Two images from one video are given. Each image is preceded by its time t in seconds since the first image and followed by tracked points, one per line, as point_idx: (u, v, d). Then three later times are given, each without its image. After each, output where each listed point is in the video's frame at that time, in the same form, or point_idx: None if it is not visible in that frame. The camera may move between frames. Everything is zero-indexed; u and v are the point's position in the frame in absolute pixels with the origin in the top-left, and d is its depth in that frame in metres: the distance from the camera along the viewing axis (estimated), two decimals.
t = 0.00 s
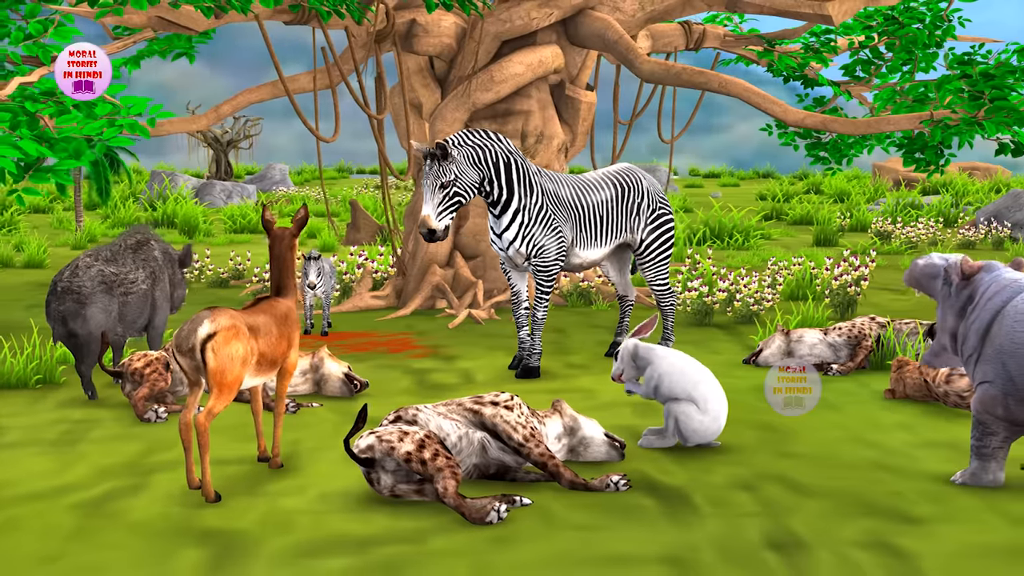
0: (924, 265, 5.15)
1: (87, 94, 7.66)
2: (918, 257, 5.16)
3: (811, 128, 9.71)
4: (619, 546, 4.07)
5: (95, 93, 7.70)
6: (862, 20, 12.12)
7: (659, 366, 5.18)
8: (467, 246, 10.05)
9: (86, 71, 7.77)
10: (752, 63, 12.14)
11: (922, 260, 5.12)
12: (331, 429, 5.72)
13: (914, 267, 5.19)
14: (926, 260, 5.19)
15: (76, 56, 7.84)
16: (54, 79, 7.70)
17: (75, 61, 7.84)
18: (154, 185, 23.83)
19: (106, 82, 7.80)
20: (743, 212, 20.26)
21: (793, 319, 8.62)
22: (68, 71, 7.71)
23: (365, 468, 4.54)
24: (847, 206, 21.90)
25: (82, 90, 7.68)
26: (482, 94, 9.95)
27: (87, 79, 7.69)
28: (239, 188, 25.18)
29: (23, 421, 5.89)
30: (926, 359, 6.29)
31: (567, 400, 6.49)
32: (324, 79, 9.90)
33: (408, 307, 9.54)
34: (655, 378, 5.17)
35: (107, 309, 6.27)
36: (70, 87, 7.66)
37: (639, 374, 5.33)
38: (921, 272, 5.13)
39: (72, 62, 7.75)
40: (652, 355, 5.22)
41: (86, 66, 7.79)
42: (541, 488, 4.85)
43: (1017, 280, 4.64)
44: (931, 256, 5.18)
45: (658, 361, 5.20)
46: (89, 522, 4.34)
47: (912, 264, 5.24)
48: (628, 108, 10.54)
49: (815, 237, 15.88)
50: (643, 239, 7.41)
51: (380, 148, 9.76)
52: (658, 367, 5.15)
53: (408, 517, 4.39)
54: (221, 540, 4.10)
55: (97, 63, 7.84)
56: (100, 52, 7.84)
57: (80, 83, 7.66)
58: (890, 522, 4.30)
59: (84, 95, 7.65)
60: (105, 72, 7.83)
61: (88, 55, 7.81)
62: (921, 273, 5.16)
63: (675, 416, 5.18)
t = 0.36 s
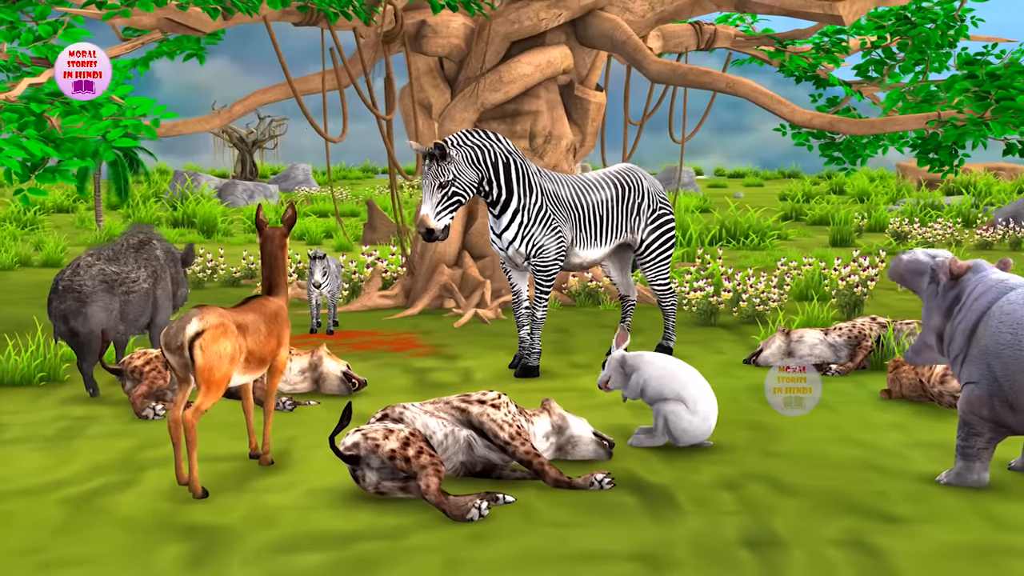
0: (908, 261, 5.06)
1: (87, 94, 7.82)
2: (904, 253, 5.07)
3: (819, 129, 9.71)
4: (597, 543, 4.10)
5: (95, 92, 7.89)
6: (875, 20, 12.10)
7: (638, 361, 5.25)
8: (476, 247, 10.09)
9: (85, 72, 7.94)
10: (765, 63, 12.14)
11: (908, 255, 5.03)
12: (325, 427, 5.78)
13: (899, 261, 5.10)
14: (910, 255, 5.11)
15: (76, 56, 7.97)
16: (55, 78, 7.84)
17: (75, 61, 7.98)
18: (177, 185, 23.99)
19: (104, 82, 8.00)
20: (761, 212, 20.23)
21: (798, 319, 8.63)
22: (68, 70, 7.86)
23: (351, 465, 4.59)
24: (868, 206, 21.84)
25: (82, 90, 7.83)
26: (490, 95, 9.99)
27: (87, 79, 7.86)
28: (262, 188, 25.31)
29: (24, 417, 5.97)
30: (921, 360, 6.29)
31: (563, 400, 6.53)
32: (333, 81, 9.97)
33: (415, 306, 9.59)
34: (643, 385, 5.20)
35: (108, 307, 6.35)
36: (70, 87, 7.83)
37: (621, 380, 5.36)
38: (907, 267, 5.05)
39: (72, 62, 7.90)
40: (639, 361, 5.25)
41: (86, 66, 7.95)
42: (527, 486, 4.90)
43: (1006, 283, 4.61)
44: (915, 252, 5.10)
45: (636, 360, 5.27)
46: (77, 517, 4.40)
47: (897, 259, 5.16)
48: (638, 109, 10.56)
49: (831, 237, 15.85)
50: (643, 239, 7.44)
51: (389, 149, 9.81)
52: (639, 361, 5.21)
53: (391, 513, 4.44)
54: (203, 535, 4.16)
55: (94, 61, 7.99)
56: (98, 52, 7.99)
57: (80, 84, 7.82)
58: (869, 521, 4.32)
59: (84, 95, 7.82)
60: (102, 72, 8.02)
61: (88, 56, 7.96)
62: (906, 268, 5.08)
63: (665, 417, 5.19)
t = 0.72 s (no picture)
0: (875, 252, 4.90)
1: (86, 94, 7.76)
2: (872, 243, 4.89)
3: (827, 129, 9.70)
4: (573, 540, 4.14)
5: (95, 92, 7.81)
6: (889, 20, 12.07)
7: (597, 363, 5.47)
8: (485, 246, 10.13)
9: (85, 71, 7.84)
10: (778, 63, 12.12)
11: (874, 246, 4.87)
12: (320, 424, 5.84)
13: (862, 248, 4.93)
14: (870, 243, 4.93)
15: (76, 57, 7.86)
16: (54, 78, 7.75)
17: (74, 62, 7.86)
18: (201, 185, 24.13)
19: (104, 82, 7.91)
20: (782, 213, 20.19)
21: (803, 320, 8.63)
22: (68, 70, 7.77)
23: (336, 462, 4.64)
24: (890, 207, 21.75)
25: (81, 90, 7.77)
26: (500, 95, 10.04)
27: (87, 79, 7.79)
28: (285, 188, 25.42)
29: (25, 414, 6.05)
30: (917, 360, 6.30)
31: (560, 399, 6.57)
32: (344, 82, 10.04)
33: (424, 305, 9.64)
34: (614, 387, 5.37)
35: (109, 305, 6.43)
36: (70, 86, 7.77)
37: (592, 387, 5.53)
38: (874, 260, 4.89)
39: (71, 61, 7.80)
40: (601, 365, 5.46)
41: (85, 65, 7.84)
42: (512, 483, 4.94)
43: (987, 285, 4.63)
44: (879, 241, 4.92)
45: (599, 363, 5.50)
46: (65, 511, 4.48)
47: (860, 245, 4.95)
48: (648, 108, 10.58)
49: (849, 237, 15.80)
50: (644, 239, 7.47)
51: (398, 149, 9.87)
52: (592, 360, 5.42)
53: (374, 509, 4.49)
54: (186, 530, 4.23)
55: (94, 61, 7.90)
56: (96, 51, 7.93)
57: (80, 84, 7.74)
58: (847, 519, 4.35)
59: (83, 96, 7.75)
60: (102, 72, 7.94)
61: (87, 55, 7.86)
62: (871, 260, 4.91)
63: (640, 409, 5.34)
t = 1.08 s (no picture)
0: (854, 240, 4.92)
1: (87, 94, 7.95)
2: (847, 225, 4.91)
3: (835, 129, 9.71)
4: (548, 536, 4.20)
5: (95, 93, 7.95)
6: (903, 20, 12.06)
7: (582, 357, 5.53)
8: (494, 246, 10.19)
9: (85, 71, 8.02)
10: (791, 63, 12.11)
11: (851, 233, 4.89)
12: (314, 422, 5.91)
13: (838, 233, 4.94)
14: (848, 229, 4.95)
15: (76, 56, 8.00)
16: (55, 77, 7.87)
17: (75, 61, 7.98)
18: (225, 185, 24.29)
19: (104, 82, 8.11)
20: (804, 213, 20.16)
21: (807, 320, 8.65)
22: (69, 70, 7.91)
23: (321, 458, 4.70)
24: (914, 207, 21.66)
25: (82, 90, 7.95)
26: (510, 96, 10.09)
27: (87, 79, 7.96)
28: (310, 187, 25.55)
29: (27, 410, 6.15)
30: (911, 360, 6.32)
31: (556, 397, 6.61)
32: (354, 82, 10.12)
33: (432, 305, 9.71)
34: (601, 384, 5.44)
35: (112, 304, 6.52)
36: (72, 86, 7.90)
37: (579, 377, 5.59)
38: (850, 250, 4.92)
39: (71, 62, 7.97)
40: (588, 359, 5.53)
41: (86, 66, 8.02)
42: (496, 480, 4.99)
43: (964, 288, 4.67)
44: (852, 227, 4.95)
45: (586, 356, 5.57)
46: (53, 504, 4.56)
47: (833, 224, 4.97)
48: (658, 109, 10.60)
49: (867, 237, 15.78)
50: (645, 239, 7.48)
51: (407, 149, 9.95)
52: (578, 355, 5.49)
53: (356, 505, 4.56)
54: (168, 524, 4.30)
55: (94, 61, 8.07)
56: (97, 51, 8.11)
57: (80, 83, 7.93)
58: (822, 517, 4.38)
59: (84, 95, 7.94)
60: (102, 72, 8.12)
61: (88, 55, 8.02)
62: (848, 247, 4.93)
63: (629, 410, 5.39)
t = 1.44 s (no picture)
0: (846, 234, 4.90)
1: (87, 93, 7.97)
2: (841, 217, 4.86)
3: (843, 129, 9.72)
4: (526, 532, 4.24)
5: (95, 92, 8.03)
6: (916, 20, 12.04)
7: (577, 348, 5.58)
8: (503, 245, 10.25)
9: (85, 71, 8.08)
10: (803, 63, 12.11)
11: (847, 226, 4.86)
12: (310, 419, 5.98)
13: (833, 224, 4.88)
14: (840, 220, 4.91)
15: (76, 56, 8.11)
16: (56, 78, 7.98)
17: (75, 62, 8.09)
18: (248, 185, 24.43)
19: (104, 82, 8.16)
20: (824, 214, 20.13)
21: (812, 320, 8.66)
22: (69, 71, 8.02)
23: (308, 454, 4.76)
24: (936, 207, 21.59)
25: (82, 90, 7.99)
26: (519, 96, 10.14)
27: (87, 79, 8.02)
28: (333, 187, 25.66)
29: (29, 406, 6.24)
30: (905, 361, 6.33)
31: (553, 396, 6.66)
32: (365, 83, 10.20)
33: (440, 304, 9.77)
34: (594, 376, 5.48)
35: (115, 302, 6.60)
36: (71, 86, 7.97)
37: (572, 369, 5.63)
38: (844, 243, 4.89)
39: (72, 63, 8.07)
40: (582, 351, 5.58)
41: (86, 66, 8.09)
42: (483, 477, 5.05)
43: (943, 289, 4.74)
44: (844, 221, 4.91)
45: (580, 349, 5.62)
46: (45, 499, 4.64)
47: (823, 213, 4.90)
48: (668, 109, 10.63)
49: (884, 238, 15.75)
50: (645, 239, 7.50)
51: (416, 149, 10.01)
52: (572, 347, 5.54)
53: (341, 501, 4.62)
54: (153, 518, 4.37)
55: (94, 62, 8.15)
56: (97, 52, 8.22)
57: (80, 83, 7.97)
58: (801, 516, 4.41)
59: (84, 95, 7.96)
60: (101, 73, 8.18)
61: (87, 56, 8.11)
62: (839, 240, 4.90)
63: (620, 408, 5.42)
